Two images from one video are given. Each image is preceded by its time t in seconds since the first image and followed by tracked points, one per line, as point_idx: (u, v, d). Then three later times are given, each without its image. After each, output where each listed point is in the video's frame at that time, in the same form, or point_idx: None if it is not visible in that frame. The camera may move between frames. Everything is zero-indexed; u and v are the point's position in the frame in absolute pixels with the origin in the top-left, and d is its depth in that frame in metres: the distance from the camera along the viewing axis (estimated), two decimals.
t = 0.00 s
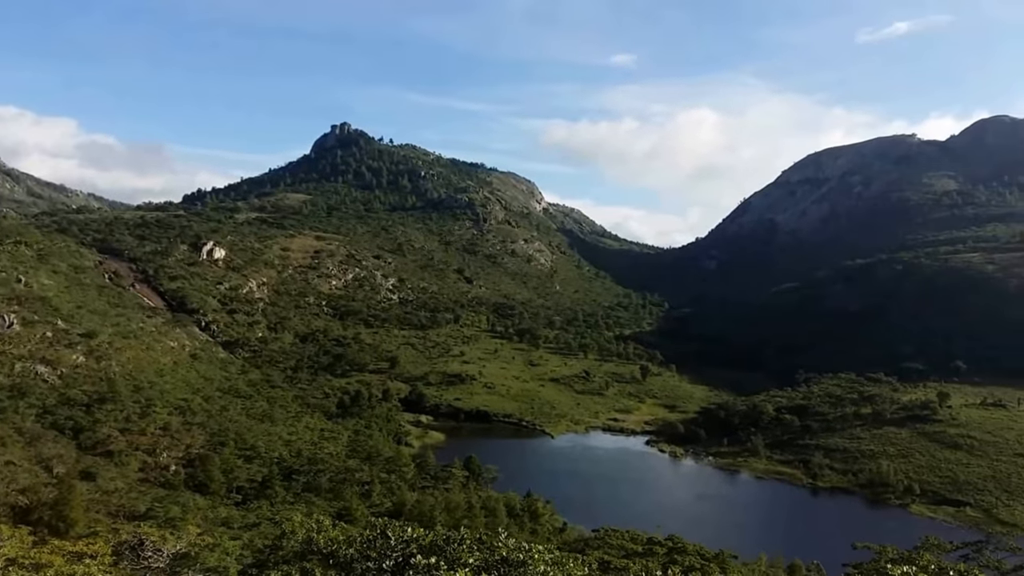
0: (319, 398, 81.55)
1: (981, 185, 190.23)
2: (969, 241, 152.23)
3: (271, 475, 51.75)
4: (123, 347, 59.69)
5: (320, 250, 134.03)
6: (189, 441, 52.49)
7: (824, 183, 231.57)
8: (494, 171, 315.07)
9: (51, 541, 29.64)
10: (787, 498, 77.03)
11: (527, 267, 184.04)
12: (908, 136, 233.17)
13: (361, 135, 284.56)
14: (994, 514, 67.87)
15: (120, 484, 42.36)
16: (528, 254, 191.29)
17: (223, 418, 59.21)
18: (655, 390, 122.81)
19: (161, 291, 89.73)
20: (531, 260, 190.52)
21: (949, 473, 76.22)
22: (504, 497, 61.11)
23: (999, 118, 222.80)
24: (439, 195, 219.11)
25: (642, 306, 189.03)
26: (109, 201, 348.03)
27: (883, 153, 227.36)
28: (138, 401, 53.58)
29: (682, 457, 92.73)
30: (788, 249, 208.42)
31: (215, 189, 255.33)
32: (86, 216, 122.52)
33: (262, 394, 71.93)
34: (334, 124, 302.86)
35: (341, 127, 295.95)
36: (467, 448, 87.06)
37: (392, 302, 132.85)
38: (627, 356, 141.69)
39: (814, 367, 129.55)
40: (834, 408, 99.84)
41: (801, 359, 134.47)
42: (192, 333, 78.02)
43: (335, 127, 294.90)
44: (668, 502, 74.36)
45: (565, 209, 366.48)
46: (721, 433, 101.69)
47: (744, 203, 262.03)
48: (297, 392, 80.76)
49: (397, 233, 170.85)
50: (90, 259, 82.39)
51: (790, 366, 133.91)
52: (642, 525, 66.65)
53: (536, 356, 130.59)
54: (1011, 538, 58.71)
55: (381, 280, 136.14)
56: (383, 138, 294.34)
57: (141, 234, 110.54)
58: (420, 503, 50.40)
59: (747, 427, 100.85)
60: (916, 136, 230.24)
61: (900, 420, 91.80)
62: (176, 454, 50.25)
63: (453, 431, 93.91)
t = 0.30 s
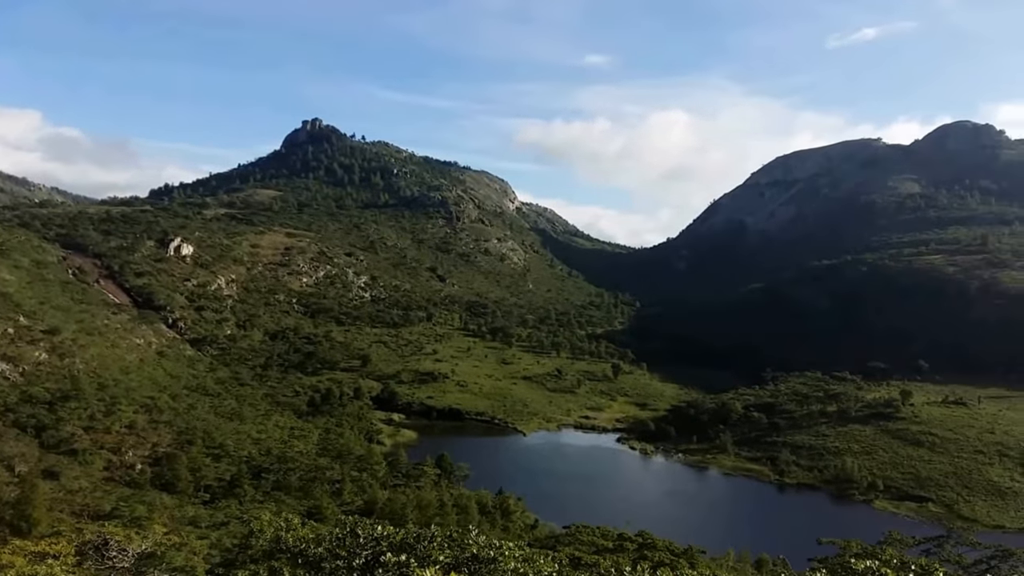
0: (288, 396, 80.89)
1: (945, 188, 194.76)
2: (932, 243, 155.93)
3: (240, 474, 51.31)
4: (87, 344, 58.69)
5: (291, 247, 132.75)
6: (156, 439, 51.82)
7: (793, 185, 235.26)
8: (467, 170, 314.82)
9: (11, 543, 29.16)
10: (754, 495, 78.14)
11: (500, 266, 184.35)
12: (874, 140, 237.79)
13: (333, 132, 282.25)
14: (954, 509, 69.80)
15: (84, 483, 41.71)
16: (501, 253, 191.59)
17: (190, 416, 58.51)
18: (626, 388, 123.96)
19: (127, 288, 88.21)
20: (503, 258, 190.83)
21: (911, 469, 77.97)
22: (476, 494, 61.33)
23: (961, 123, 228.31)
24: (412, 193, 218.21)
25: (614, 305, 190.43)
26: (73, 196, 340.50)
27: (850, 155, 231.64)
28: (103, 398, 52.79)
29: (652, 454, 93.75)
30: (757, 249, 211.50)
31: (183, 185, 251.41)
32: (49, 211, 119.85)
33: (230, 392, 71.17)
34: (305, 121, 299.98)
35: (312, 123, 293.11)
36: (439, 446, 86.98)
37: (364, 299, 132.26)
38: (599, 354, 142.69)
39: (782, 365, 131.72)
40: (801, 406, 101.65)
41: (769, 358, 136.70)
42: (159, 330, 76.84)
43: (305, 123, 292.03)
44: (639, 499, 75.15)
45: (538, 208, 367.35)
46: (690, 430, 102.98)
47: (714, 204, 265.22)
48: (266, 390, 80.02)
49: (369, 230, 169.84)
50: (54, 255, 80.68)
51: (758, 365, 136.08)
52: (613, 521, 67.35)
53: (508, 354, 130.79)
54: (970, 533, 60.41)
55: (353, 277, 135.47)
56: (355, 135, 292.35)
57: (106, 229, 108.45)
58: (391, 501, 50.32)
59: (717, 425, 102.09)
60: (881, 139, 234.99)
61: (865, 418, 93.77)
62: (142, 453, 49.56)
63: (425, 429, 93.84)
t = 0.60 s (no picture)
0: (263, 394, 80.44)
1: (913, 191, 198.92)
2: (903, 243, 159.03)
3: (213, 473, 51.10)
4: (58, 342, 57.92)
5: (265, 244, 131.72)
6: (128, 438, 51.40)
7: (766, 186, 238.70)
8: (443, 168, 314.43)
9: None
10: (727, 493, 79.58)
11: (476, 264, 184.54)
12: (844, 142, 242.08)
13: (308, 128, 280.21)
14: (926, 508, 71.73)
15: (55, 482, 41.36)
16: (477, 251, 191.82)
17: (163, 415, 58.10)
18: (601, 386, 125.04)
19: (99, 285, 87.01)
20: (479, 257, 191.12)
21: (884, 468, 79.75)
22: (451, 494, 61.65)
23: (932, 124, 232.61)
24: (388, 191, 217.31)
25: (589, 303, 191.76)
26: (42, 192, 334.55)
27: (821, 157, 235.71)
28: (75, 397, 52.28)
29: (626, 452, 94.90)
30: (730, 249, 214.29)
31: (154, 181, 247.78)
32: (18, 206, 117.44)
33: (204, 390, 70.66)
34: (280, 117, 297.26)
35: (286, 120, 290.50)
36: (414, 445, 87.15)
37: (339, 298, 131.75)
38: (574, 352, 143.59)
39: (755, 364, 133.85)
40: (773, 405, 103.43)
41: (741, 357, 138.79)
42: (132, 328, 75.95)
43: (280, 120, 289.47)
44: (612, 497, 76.20)
45: (514, 207, 368.08)
46: (665, 428, 104.34)
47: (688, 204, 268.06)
48: (240, 388, 79.47)
49: (344, 228, 169.01)
50: (23, 251, 79.30)
51: (730, 364, 138.14)
52: (586, 520, 68.21)
53: (484, 353, 131.03)
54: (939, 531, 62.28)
55: (328, 276, 134.95)
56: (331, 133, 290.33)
57: (77, 225, 106.74)
58: (366, 500, 50.50)
59: (691, 423, 103.46)
60: (853, 141, 238.86)
61: (836, 416, 95.66)
62: (114, 452, 49.10)
63: (400, 428, 93.94)
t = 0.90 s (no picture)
0: (243, 393, 79.89)
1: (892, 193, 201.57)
2: (882, 244, 161.10)
3: (193, 472, 50.72)
4: (36, 339, 57.15)
5: (247, 242, 130.74)
6: (107, 437, 50.88)
7: (746, 186, 240.96)
8: (426, 166, 313.74)
9: None
10: (707, 492, 79.98)
11: (458, 263, 184.38)
12: (824, 144, 244.84)
13: (290, 126, 278.24)
14: (904, 506, 72.90)
15: (33, 481, 40.92)
16: (459, 250, 191.69)
17: (143, 414, 57.61)
18: (582, 385, 125.57)
19: (78, 282, 85.93)
20: (461, 256, 191.06)
21: (863, 467, 80.82)
22: (433, 493, 61.61)
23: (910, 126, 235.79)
24: (371, 189, 216.25)
25: (572, 302, 192.42)
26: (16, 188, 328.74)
27: (800, 159, 238.36)
28: (53, 395, 51.70)
29: (607, 451, 95.48)
30: (712, 248, 215.90)
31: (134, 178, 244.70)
32: None
33: (184, 389, 70.08)
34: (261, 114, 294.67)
35: (268, 117, 288.18)
36: (396, 444, 86.97)
37: (320, 296, 131.20)
38: (557, 351, 143.94)
39: (735, 363, 135.14)
40: (753, 404, 104.50)
41: (722, 356, 139.99)
42: (111, 326, 75.10)
43: (262, 117, 287.10)
44: (593, 496, 76.51)
45: (497, 206, 368.23)
46: (646, 427, 105.10)
47: (670, 204, 269.79)
48: (220, 387, 78.83)
49: (326, 226, 168.13)
50: None
51: (711, 364, 139.31)
52: (567, 519, 68.43)
53: (467, 351, 130.94)
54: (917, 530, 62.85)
55: (310, 274, 134.25)
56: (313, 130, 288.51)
57: (55, 221, 105.25)
58: (348, 500, 50.39)
59: (672, 423, 104.26)
60: (833, 142, 241.62)
61: (816, 415, 96.84)
62: (93, 451, 48.58)
63: (382, 427, 93.76)
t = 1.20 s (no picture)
0: (231, 392, 79.39)
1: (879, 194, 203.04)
2: (869, 244, 162.30)
3: (180, 472, 50.29)
4: (21, 338, 56.56)
5: (235, 240, 129.99)
6: (93, 436, 50.38)
7: (734, 187, 242.20)
8: (415, 165, 313.01)
9: None
10: (695, 490, 80.10)
11: (447, 262, 184.13)
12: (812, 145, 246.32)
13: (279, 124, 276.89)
14: (891, 505, 73.46)
15: (18, 481, 40.52)
16: (449, 249, 191.41)
17: (130, 413, 57.16)
18: (571, 385, 125.67)
19: (64, 280, 85.15)
20: (451, 254, 190.78)
21: (850, 466, 81.32)
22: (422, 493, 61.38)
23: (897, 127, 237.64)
24: (360, 187, 215.42)
25: (561, 301, 192.62)
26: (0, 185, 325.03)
27: (788, 159, 239.76)
28: (39, 395, 51.20)
29: (596, 450, 95.58)
30: (700, 249, 216.70)
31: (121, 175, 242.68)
32: None
33: (171, 388, 69.56)
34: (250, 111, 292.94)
35: (257, 114, 286.53)
36: (385, 444, 86.66)
37: (309, 295, 130.68)
38: (546, 350, 143.91)
39: (723, 363, 135.78)
40: (741, 404, 104.95)
41: (711, 355, 140.55)
42: (97, 325, 74.44)
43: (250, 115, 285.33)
44: (583, 496, 76.43)
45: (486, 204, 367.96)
46: (635, 426, 105.40)
47: (659, 204, 270.52)
48: (208, 386, 78.30)
49: (315, 224, 167.44)
50: None
51: (700, 363, 139.75)
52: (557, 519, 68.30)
53: (456, 351, 130.67)
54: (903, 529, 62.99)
55: (298, 272, 133.65)
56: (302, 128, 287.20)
57: (40, 218, 104.22)
58: (336, 501, 50.10)
59: (661, 422, 104.50)
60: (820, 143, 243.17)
61: (803, 415, 97.43)
62: (78, 450, 48.09)
63: (370, 427, 93.46)
